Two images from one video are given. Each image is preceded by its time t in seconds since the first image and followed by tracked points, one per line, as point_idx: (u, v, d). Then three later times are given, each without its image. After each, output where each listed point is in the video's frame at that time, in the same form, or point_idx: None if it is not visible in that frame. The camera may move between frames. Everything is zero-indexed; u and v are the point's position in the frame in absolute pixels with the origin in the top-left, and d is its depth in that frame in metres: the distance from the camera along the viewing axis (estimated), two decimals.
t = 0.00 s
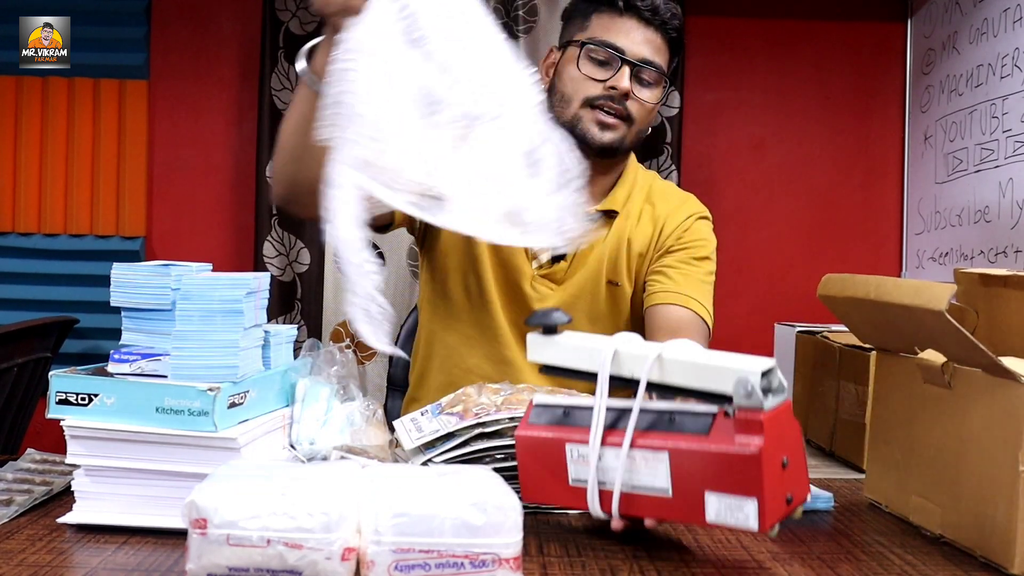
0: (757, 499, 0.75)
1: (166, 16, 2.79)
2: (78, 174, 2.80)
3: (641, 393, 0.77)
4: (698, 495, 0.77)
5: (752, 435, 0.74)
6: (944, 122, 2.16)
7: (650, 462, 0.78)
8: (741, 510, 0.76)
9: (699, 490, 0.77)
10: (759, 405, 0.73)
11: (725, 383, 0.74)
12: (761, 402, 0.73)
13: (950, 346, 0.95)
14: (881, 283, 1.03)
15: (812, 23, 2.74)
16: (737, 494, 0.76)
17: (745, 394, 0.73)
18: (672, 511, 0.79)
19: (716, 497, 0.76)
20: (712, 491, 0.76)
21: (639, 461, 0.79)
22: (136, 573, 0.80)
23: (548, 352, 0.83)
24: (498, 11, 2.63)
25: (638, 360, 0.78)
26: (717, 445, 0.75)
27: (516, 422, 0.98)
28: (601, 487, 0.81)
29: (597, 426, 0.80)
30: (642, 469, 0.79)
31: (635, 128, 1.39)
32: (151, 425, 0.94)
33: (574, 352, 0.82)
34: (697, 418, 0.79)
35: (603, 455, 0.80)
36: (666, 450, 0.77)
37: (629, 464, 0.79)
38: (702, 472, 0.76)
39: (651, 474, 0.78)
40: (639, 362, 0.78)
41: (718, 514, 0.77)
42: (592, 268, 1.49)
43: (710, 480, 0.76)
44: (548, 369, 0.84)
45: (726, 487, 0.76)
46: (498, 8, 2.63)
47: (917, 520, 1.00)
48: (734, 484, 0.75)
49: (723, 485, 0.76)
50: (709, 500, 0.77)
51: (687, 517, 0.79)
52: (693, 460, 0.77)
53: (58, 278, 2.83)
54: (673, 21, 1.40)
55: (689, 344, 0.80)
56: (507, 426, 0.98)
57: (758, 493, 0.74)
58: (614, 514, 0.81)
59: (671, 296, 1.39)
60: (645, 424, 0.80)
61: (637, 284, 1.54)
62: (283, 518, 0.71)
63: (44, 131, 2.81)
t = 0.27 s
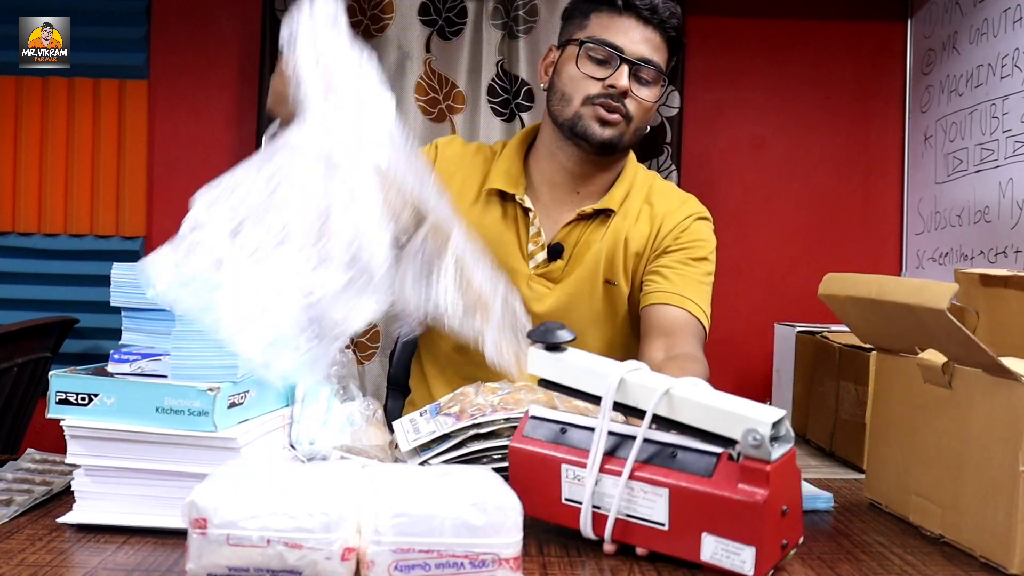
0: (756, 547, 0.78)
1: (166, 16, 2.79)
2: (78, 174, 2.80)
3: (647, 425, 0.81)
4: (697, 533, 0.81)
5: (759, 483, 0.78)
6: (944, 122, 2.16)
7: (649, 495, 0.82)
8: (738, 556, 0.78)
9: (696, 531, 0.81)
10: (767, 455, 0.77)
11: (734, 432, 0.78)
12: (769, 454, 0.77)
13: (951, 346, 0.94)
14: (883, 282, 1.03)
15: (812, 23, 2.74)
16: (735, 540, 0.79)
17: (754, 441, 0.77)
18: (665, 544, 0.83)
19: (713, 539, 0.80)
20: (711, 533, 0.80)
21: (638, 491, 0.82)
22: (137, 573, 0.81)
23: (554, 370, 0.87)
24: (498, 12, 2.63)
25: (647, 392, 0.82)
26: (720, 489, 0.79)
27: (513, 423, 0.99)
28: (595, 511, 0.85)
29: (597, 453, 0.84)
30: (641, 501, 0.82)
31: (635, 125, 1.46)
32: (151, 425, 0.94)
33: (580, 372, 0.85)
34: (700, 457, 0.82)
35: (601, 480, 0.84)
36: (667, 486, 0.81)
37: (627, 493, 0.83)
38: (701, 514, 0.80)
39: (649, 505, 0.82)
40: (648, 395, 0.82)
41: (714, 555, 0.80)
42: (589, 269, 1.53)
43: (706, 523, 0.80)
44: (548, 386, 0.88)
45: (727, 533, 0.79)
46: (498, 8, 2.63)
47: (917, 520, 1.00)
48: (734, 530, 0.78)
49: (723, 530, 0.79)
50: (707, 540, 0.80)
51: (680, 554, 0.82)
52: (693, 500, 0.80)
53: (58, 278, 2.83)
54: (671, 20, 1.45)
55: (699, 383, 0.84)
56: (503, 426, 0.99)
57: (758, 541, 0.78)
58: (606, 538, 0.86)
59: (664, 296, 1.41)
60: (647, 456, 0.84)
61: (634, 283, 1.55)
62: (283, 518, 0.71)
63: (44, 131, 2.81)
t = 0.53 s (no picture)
0: (762, 547, 0.78)
1: (166, 16, 2.79)
2: (78, 174, 2.80)
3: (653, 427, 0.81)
4: (702, 533, 0.81)
5: (765, 483, 0.78)
6: (944, 122, 2.16)
7: (655, 496, 0.82)
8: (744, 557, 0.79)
9: (702, 531, 0.81)
10: (772, 456, 0.77)
11: (740, 433, 0.78)
12: (775, 454, 0.77)
13: (950, 347, 0.95)
14: (882, 284, 1.02)
15: (812, 24, 2.74)
16: (741, 539, 0.79)
17: (761, 443, 0.77)
18: (671, 546, 0.83)
19: (719, 539, 0.80)
20: (717, 534, 0.80)
21: (644, 492, 0.83)
22: (137, 573, 0.81)
23: (560, 370, 0.87)
24: (498, 11, 2.63)
25: (653, 394, 0.82)
26: (726, 490, 0.79)
27: (514, 424, 0.99)
28: (601, 512, 0.86)
29: (603, 454, 0.84)
30: (647, 502, 0.83)
31: (619, 121, 1.47)
32: (151, 425, 0.94)
33: (586, 374, 0.85)
34: (707, 458, 0.82)
35: (607, 481, 0.85)
36: (673, 487, 0.81)
37: (633, 494, 0.83)
38: (708, 514, 0.80)
39: (655, 506, 0.82)
40: (654, 396, 0.82)
41: (719, 555, 0.80)
42: (581, 265, 1.53)
43: (711, 523, 0.80)
44: (552, 387, 0.88)
45: (733, 534, 0.79)
46: (498, 8, 2.63)
47: (917, 520, 1.00)
48: (740, 530, 0.79)
49: (730, 531, 0.79)
50: (713, 541, 0.81)
51: (686, 554, 0.82)
52: (699, 502, 0.80)
53: (58, 278, 2.83)
54: (654, 13, 1.45)
55: (705, 384, 0.84)
56: (504, 428, 1.00)
57: (764, 541, 0.78)
58: (612, 539, 0.86)
59: (656, 287, 1.40)
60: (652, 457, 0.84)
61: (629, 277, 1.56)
62: (283, 518, 0.71)
63: (44, 131, 2.81)
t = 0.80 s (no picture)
0: (750, 550, 0.77)
1: (166, 16, 2.79)
2: (78, 174, 2.80)
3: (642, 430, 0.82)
4: (696, 533, 0.81)
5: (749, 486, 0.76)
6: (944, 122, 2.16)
7: (649, 498, 0.82)
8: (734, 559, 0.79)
9: (694, 532, 0.81)
10: (754, 460, 0.76)
11: (723, 436, 0.77)
12: (756, 458, 0.76)
13: (950, 346, 0.95)
14: (881, 284, 1.03)
15: (812, 23, 2.74)
16: (731, 541, 0.78)
17: (742, 447, 0.76)
18: (669, 546, 0.83)
19: (711, 540, 0.80)
20: (709, 535, 0.80)
21: (638, 493, 0.83)
22: (136, 573, 0.81)
23: (557, 373, 0.88)
24: (498, 11, 2.63)
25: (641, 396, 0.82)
26: (713, 493, 0.78)
27: (515, 424, 0.99)
28: (605, 512, 0.86)
29: (600, 455, 0.84)
30: (643, 503, 0.83)
31: (588, 117, 1.48)
32: (152, 425, 0.94)
33: (578, 376, 0.86)
34: (697, 459, 0.81)
35: (606, 482, 0.85)
36: (665, 489, 0.81)
37: (632, 495, 0.84)
38: (700, 516, 0.80)
39: (650, 507, 0.83)
40: (643, 399, 0.82)
41: (713, 555, 0.80)
42: (561, 261, 1.54)
43: (704, 526, 0.80)
44: (552, 387, 0.89)
45: (723, 535, 0.79)
46: (498, 8, 2.63)
47: (917, 520, 1.01)
48: (730, 532, 0.78)
49: (720, 532, 0.79)
50: (705, 541, 0.80)
51: (683, 553, 0.83)
52: (689, 503, 0.80)
53: (58, 278, 2.83)
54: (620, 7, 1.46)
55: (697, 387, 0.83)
56: (505, 427, 1.00)
57: (751, 544, 0.77)
58: (618, 538, 0.86)
59: (647, 285, 1.39)
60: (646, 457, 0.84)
61: (609, 272, 1.55)
62: (283, 518, 0.71)
63: (44, 131, 2.81)
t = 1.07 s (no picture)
0: (748, 549, 0.77)
1: (167, 17, 2.79)
2: (78, 174, 2.80)
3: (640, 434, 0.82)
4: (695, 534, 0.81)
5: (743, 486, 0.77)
6: (945, 123, 2.16)
7: (649, 500, 0.83)
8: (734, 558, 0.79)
9: (693, 532, 0.81)
10: (751, 458, 0.76)
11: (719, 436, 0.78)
12: (753, 456, 0.76)
13: (949, 347, 0.95)
14: (881, 285, 1.03)
15: (812, 24, 2.74)
16: (729, 540, 0.79)
17: (737, 446, 0.76)
18: (670, 548, 0.84)
19: (710, 541, 0.80)
20: (707, 535, 0.80)
21: (639, 496, 0.83)
22: (136, 573, 0.81)
23: (556, 380, 0.88)
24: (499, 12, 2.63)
25: (639, 400, 0.82)
26: (712, 494, 0.78)
27: (515, 424, 1.00)
28: (608, 516, 0.87)
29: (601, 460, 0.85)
30: (644, 506, 0.83)
31: (575, 116, 1.48)
32: (151, 426, 0.94)
33: (577, 382, 0.86)
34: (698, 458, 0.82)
35: (608, 488, 0.85)
36: (665, 492, 0.81)
37: (633, 499, 0.84)
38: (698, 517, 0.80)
39: (650, 510, 0.83)
40: (642, 402, 0.82)
41: (713, 555, 0.80)
42: (556, 261, 1.53)
43: (702, 526, 0.80)
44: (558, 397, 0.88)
45: (721, 535, 0.79)
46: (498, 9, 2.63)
47: (918, 521, 1.00)
48: (727, 531, 0.78)
49: (718, 533, 0.79)
50: (704, 542, 0.81)
51: (684, 555, 0.83)
52: (687, 503, 0.80)
53: (58, 278, 2.83)
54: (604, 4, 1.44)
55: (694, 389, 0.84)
56: (505, 427, 1.00)
57: (749, 543, 0.77)
58: (620, 541, 0.87)
59: (653, 287, 1.40)
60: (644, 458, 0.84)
61: (606, 272, 1.56)
62: (283, 519, 0.71)
63: (44, 132, 2.81)
